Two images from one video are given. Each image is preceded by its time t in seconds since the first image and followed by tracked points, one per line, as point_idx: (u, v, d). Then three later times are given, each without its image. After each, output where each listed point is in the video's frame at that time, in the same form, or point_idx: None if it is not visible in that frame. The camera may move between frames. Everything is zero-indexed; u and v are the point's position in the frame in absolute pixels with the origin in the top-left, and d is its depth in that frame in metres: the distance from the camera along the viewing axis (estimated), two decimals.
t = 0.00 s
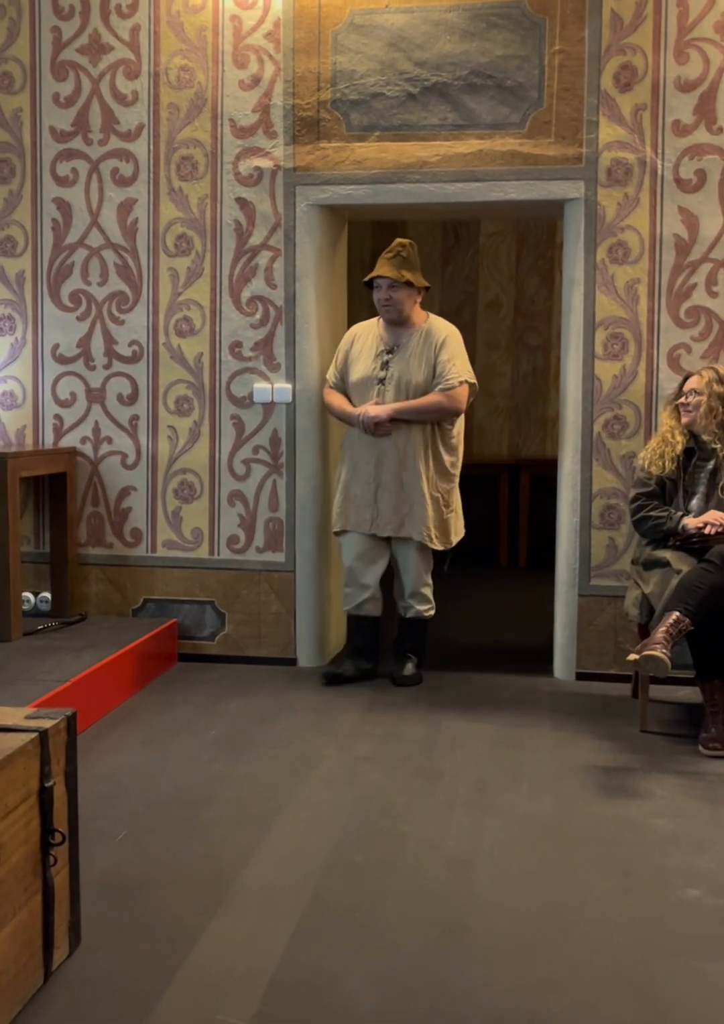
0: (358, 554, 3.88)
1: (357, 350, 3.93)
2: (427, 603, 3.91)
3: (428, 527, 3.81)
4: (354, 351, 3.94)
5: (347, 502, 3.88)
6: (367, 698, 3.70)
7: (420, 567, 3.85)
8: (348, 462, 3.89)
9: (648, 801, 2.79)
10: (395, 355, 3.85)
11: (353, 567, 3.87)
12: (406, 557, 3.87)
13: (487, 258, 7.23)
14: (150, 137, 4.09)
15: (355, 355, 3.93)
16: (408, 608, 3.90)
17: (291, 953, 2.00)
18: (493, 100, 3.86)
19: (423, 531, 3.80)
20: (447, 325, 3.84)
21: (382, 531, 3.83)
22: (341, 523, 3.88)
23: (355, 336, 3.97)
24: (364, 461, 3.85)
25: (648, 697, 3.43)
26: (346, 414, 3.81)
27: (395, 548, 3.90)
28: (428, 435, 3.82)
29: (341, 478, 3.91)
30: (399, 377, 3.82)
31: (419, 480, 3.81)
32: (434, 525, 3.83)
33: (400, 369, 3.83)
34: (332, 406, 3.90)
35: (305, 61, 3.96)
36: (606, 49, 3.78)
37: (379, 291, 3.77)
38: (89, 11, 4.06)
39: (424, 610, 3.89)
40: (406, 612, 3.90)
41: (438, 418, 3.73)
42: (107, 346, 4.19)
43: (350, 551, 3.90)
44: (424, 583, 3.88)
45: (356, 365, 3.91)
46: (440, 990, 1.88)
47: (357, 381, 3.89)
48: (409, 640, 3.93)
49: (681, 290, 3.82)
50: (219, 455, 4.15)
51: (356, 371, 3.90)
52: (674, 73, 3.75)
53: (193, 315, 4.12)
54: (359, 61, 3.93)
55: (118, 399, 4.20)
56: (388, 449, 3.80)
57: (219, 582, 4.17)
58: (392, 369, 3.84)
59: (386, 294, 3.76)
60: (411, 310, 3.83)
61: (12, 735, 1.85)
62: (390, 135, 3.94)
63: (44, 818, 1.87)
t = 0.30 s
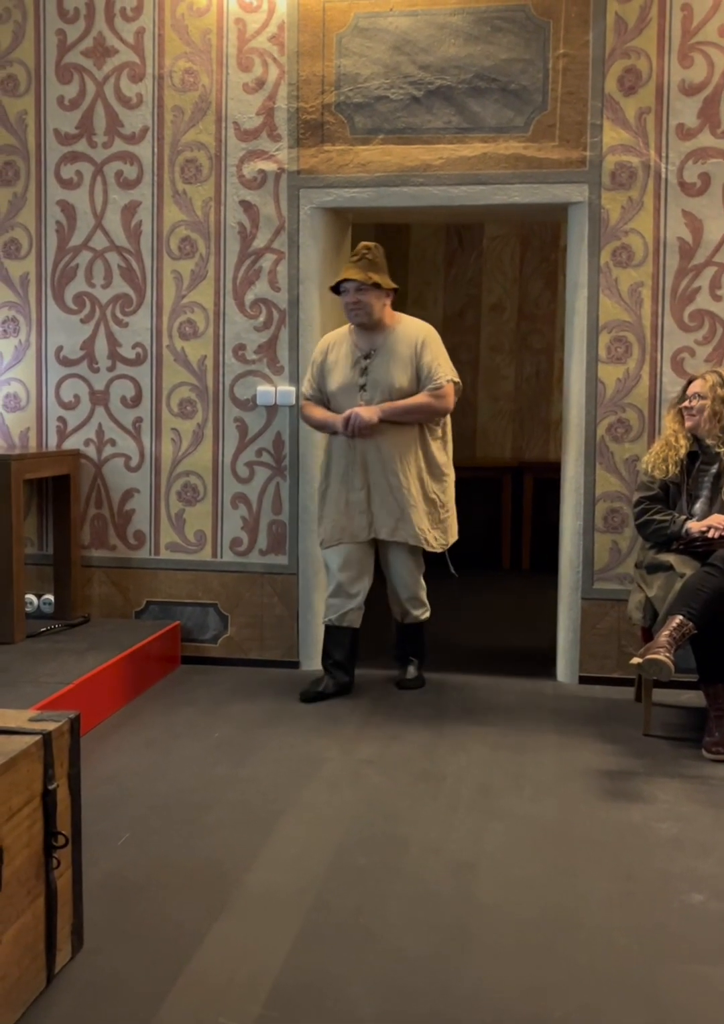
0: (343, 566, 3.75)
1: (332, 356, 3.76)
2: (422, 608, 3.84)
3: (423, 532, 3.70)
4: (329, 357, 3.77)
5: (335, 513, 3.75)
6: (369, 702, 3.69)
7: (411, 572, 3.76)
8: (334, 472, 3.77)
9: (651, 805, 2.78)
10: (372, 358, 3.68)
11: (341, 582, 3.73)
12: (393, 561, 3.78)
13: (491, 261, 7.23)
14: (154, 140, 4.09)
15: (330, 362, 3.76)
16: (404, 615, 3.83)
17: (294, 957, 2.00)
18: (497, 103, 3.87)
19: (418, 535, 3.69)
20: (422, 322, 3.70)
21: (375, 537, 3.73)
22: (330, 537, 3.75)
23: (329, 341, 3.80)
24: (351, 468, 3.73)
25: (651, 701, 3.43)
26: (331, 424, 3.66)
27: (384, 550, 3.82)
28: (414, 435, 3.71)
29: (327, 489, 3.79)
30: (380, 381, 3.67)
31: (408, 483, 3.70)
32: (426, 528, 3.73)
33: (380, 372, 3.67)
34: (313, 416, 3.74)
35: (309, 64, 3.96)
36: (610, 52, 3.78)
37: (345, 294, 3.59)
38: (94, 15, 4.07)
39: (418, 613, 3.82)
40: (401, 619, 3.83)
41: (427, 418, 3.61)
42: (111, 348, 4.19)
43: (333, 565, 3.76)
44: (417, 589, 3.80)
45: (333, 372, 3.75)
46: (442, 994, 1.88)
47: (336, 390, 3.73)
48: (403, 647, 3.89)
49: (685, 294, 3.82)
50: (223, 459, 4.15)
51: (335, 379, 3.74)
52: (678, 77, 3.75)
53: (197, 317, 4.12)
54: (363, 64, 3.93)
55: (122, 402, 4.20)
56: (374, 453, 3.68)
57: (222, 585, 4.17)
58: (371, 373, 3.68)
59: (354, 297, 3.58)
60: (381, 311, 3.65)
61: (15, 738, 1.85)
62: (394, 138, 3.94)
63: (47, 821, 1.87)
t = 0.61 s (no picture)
0: (328, 572, 3.68)
1: (305, 357, 3.66)
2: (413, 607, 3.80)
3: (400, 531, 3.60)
4: (302, 359, 3.67)
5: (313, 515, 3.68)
6: (373, 705, 3.69)
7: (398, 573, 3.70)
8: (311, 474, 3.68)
9: (656, 809, 2.78)
10: (344, 358, 3.57)
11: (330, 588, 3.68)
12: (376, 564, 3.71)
13: (495, 264, 7.23)
14: (160, 143, 4.10)
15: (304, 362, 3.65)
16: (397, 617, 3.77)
17: (296, 960, 1.99)
18: (503, 106, 3.87)
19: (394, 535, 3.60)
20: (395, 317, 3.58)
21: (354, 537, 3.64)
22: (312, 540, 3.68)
23: (301, 344, 3.69)
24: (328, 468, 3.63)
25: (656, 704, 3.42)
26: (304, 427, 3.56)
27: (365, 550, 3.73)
28: (391, 430, 3.60)
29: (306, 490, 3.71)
30: (352, 381, 3.55)
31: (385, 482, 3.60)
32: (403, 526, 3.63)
33: (352, 371, 3.55)
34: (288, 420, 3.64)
35: (314, 67, 3.97)
36: (616, 55, 3.78)
37: (312, 295, 3.47)
38: (100, 18, 4.07)
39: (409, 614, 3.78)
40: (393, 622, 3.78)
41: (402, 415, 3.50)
42: (116, 351, 4.20)
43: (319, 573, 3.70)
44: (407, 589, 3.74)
45: (306, 375, 3.65)
46: (447, 997, 1.88)
47: (310, 392, 3.63)
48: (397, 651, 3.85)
49: (690, 297, 3.81)
50: (227, 461, 4.15)
51: (308, 380, 3.64)
52: (684, 80, 3.75)
53: (202, 320, 4.13)
54: (369, 67, 3.93)
55: (127, 404, 4.21)
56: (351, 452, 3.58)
57: (226, 588, 4.17)
58: (343, 372, 3.57)
59: (320, 297, 3.46)
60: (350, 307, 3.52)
61: (20, 739, 1.85)
62: (400, 141, 3.94)
63: (52, 822, 1.87)
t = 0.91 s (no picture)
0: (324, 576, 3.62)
1: (300, 349, 3.57)
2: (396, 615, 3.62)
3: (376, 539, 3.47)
4: (297, 350, 3.59)
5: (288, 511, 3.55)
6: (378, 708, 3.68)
7: (379, 581, 3.54)
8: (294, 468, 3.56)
9: (661, 813, 2.77)
10: (340, 356, 3.48)
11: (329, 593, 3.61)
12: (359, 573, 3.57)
13: (501, 267, 7.23)
14: (166, 146, 4.11)
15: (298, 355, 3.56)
16: (378, 628, 3.62)
17: (301, 963, 1.99)
18: (508, 110, 3.87)
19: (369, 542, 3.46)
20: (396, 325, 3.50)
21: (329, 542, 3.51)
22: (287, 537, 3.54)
23: (299, 334, 3.60)
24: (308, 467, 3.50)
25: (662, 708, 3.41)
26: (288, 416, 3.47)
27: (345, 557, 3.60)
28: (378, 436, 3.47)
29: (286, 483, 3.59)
30: (345, 380, 3.45)
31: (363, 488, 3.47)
32: (379, 534, 3.48)
33: (346, 370, 3.46)
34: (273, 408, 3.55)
35: (320, 71, 3.97)
36: (621, 59, 3.78)
37: (320, 288, 3.38)
38: (107, 21, 4.08)
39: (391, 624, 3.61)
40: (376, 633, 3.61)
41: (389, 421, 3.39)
42: (121, 353, 4.20)
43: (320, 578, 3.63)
44: (386, 598, 3.56)
45: (299, 366, 3.56)
46: (451, 1001, 1.87)
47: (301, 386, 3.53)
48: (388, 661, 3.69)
49: (695, 301, 3.81)
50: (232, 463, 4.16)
51: (301, 372, 3.55)
52: (690, 83, 3.75)
53: (207, 323, 4.13)
54: (375, 71, 3.94)
55: (132, 406, 4.22)
56: (332, 450, 3.46)
57: (230, 590, 4.17)
58: (338, 370, 3.47)
59: (328, 292, 3.37)
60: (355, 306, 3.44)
61: (24, 740, 1.85)
62: (405, 144, 3.95)
63: (56, 824, 1.87)
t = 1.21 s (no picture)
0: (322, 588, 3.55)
1: (305, 352, 3.50)
2: (379, 631, 3.41)
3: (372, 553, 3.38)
4: (302, 352, 3.52)
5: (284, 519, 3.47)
6: (385, 713, 3.68)
7: (365, 585, 3.38)
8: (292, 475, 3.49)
9: (669, 818, 2.76)
10: (345, 363, 3.40)
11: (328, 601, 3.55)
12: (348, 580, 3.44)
13: (507, 272, 7.24)
14: (174, 150, 4.12)
15: (302, 358, 3.50)
16: (356, 637, 3.39)
17: (309, 968, 1.99)
18: (516, 114, 3.87)
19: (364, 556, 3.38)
20: (405, 337, 3.43)
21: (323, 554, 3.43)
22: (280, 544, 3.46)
23: (304, 336, 3.53)
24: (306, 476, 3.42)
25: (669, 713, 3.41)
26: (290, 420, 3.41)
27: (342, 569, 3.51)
28: (380, 449, 3.41)
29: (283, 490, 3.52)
30: (349, 388, 3.38)
31: (362, 499, 3.39)
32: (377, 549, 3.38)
33: (349, 378, 3.38)
34: (274, 411, 3.50)
35: (328, 75, 3.98)
36: (629, 64, 3.78)
37: (331, 291, 3.34)
38: (115, 26, 4.10)
39: (370, 634, 3.37)
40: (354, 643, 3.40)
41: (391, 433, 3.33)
42: (129, 357, 4.21)
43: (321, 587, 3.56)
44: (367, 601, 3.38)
45: (302, 369, 3.49)
46: (459, 1006, 1.87)
47: (304, 391, 3.46)
48: (365, 680, 3.39)
49: (703, 305, 3.81)
50: (239, 466, 4.16)
51: (304, 376, 3.48)
52: (697, 88, 3.75)
53: (214, 327, 4.14)
54: (383, 76, 3.95)
55: (140, 410, 4.22)
56: (330, 459, 3.38)
57: (237, 594, 4.17)
58: (342, 377, 3.40)
59: (338, 294, 3.33)
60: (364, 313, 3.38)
61: (33, 743, 1.84)
62: (413, 149, 3.95)
63: (65, 827, 1.87)
